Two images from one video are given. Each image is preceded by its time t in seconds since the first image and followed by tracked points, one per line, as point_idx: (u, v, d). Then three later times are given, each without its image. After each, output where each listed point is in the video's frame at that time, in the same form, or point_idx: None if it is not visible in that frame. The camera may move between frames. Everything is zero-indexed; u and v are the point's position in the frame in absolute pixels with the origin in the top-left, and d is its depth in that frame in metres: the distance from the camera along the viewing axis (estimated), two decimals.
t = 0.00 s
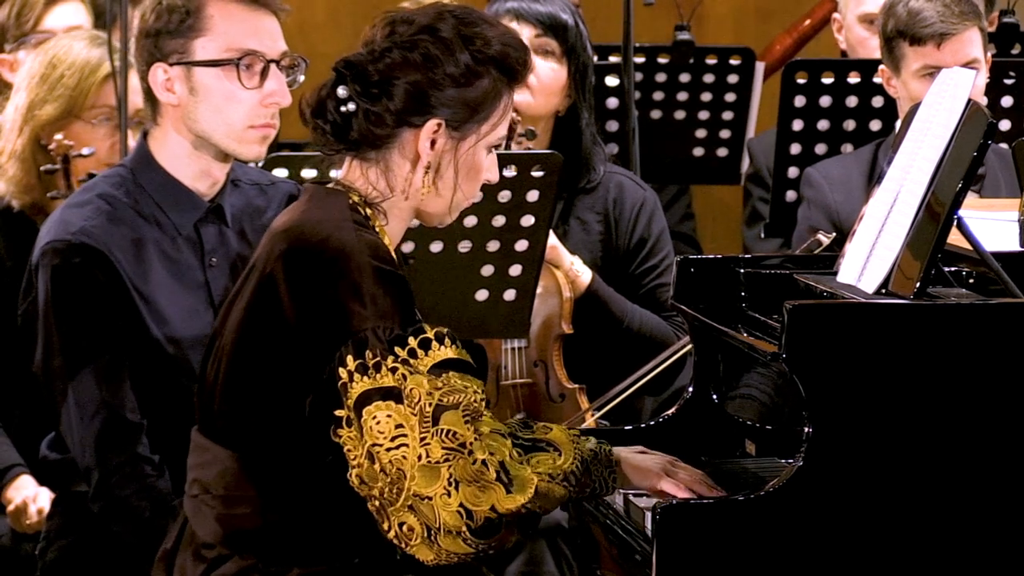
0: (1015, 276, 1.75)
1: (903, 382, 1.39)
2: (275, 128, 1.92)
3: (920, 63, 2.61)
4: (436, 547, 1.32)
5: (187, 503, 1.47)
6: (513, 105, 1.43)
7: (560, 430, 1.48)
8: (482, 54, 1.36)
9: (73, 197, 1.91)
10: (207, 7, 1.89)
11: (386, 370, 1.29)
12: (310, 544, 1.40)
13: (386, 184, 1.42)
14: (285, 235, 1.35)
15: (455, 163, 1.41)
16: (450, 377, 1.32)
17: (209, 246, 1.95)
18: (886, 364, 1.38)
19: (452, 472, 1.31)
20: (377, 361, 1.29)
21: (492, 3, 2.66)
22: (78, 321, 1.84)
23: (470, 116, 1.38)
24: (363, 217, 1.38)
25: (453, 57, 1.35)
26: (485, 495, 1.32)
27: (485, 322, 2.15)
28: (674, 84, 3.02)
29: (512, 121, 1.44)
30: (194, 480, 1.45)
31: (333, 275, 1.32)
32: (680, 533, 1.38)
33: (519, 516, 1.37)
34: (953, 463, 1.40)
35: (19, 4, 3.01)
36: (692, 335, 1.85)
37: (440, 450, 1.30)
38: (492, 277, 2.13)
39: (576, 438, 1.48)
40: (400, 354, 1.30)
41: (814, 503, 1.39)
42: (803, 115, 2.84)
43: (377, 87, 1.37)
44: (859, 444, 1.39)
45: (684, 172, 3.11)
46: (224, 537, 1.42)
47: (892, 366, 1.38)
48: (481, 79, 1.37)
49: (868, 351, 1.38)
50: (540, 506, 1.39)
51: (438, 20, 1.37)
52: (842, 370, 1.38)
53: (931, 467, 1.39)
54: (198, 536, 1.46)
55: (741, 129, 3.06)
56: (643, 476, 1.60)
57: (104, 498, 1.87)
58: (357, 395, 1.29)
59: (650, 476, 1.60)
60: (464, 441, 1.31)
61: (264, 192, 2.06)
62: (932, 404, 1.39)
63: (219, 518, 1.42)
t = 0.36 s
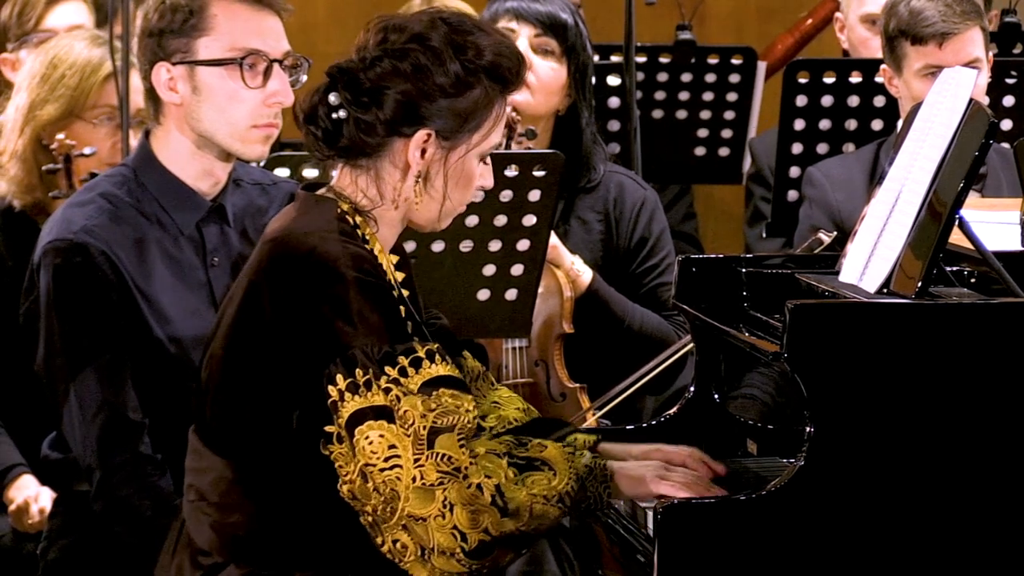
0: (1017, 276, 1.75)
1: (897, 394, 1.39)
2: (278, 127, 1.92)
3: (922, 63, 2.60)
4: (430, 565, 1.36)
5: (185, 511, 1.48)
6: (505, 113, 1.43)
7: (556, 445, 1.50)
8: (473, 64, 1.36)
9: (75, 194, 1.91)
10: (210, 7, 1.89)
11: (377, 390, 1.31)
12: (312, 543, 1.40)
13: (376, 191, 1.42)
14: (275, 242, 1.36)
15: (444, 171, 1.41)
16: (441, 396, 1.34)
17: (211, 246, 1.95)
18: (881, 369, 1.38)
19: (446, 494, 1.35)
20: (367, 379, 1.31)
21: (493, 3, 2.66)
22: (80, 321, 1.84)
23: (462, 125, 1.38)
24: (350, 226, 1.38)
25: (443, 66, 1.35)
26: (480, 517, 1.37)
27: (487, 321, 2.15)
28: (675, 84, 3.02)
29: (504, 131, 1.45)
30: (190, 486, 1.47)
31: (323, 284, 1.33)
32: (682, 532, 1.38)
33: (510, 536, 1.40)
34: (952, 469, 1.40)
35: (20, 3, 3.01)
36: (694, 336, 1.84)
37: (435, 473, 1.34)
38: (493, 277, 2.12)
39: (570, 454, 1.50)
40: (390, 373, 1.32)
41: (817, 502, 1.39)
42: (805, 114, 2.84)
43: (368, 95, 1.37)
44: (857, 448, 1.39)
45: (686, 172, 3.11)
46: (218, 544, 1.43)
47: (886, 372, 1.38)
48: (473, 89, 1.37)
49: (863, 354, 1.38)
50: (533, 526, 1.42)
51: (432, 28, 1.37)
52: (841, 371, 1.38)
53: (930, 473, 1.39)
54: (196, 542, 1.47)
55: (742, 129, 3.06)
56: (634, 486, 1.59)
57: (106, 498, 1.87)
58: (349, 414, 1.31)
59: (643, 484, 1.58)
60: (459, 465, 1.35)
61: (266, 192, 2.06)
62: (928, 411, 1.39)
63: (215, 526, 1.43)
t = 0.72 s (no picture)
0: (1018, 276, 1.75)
1: (902, 390, 1.38)
2: (278, 128, 1.92)
3: (922, 63, 2.60)
4: (438, 559, 1.35)
5: (184, 513, 1.49)
6: (511, 119, 1.43)
7: (557, 444, 1.49)
8: (482, 68, 1.36)
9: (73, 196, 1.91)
10: (210, 7, 1.89)
11: (384, 382, 1.31)
12: (314, 542, 1.40)
13: (383, 196, 1.42)
14: (276, 243, 1.37)
15: (452, 174, 1.40)
16: (445, 391, 1.34)
17: (211, 246, 1.95)
18: (879, 376, 1.38)
19: (459, 483, 1.35)
20: (372, 374, 1.31)
21: (492, 3, 2.66)
22: (80, 322, 1.84)
23: (468, 130, 1.38)
24: (352, 230, 1.38)
25: (451, 70, 1.35)
26: (491, 508, 1.36)
27: (487, 322, 2.14)
28: (675, 84, 3.02)
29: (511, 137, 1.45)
30: (189, 486, 1.48)
31: (321, 282, 1.34)
32: (682, 533, 1.38)
33: (519, 530, 1.39)
34: (952, 469, 1.39)
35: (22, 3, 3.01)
36: (695, 337, 1.83)
37: (446, 462, 1.34)
38: (494, 277, 2.12)
39: (572, 453, 1.48)
40: (396, 366, 1.32)
41: (817, 503, 1.39)
42: (806, 115, 2.84)
43: (376, 99, 1.37)
44: (858, 451, 1.38)
45: (686, 172, 3.11)
46: (216, 547, 1.43)
47: (886, 373, 1.38)
48: (480, 93, 1.37)
49: (865, 354, 1.38)
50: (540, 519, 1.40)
51: (440, 33, 1.37)
52: (842, 372, 1.38)
53: (931, 474, 1.39)
54: (193, 543, 1.48)
55: (742, 130, 3.05)
56: (636, 478, 1.57)
57: (106, 498, 1.87)
58: (354, 409, 1.31)
59: (644, 476, 1.57)
60: (470, 454, 1.35)
61: (266, 192, 2.07)
62: (928, 417, 1.39)
63: (210, 528, 1.44)
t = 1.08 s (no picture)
0: (1017, 276, 1.75)
1: (915, 389, 1.39)
2: (278, 128, 1.92)
3: (922, 64, 2.60)
4: (467, 555, 1.35)
5: (184, 512, 1.49)
6: (520, 129, 1.43)
7: (575, 429, 1.53)
8: (495, 77, 1.36)
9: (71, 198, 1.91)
10: (210, 7, 1.89)
11: (405, 381, 1.32)
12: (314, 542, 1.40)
13: (389, 200, 1.42)
14: (283, 245, 1.36)
15: (461, 180, 1.41)
16: (465, 386, 1.35)
17: (211, 246, 1.95)
18: (886, 377, 1.38)
19: (485, 481, 1.35)
20: (394, 373, 1.31)
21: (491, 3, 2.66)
22: (80, 322, 1.84)
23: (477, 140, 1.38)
24: (361, 229, 1.38)
25: (464, 77, 1.35)
26: (519, 503, 1.36)
27: (486, 322, 2.14)
28: (675, 84, 3.02)
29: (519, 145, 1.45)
30: (189, 486, 1.47)
31: (335, 281, 1.33)
32: (683, 533, 1.38)
33: (546, 521, 1.40)
34: (954, 469, 1.39)
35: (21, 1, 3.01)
36: (694, 337, 1.83)
37: (472, 461, 1.34)
38: (493, 277, 2.12)
39: (589, 436, 1.53)
40: (416, 365, 1.33)
41: (817, 504, 1.38)
42: (806, 115, 2.84)
43: (388, 103, 1.37)
44: (868, 450, 1.39)
45: (686, 172, 3.11)
46: (217, 546, 1.44)
47: (894, 373, 1.38)
48: (492, 102, 1.37)
49: (868, 356, 1.38)
50: (569, 507, 1.43)
51: (453, 38, 1.37)
52: (843, 374, 1.38)
53: (957, 463, 1.39)
54: (195, 543, 1.48)
55: (742, 130, 3.05)
56: (652, 465, 1.62)
57: (107, 497, 1.87)
58: (376, 410, 1.31)
59: (658, 465, 1.62)
60: (497, 452, 1.35)
61: (267, 192, 2.07)
62: (935, 414, 1.39)
63: (213, 527, 1.44)
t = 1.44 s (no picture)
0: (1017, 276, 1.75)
1: (905, 396, 1.38)
2: (277, 128, 1.92)
3: (921, 63, 2.60)
4: (429, 571, 1.33)
5: (182, 512, 1.49)
6: (528, 140, 1.43)
7: (549, 455, 1.51)
8: (502, 88, 1.36)
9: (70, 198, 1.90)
10: (210, 7, 1.89)
11: (386, 394, 1.31)
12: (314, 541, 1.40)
13: (394, 205, 1.42)
14: (288, 246, 1.36)
15: (463, 189, 1.41)
16: (446, 404, 1.33)
17: (211, 246, 1.95)
18: (886, 379, 1.38)
19: (453, 499, 1.34)
20: (376, 384, 1.31)
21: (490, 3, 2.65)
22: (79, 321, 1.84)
23: (482, 150, 1.38)
24: (366, 233, 1.39)
25: (471, 86, 1.35)
26: (486, 523, 1.35)
27: (485, 322, 2.14)
28: (674, 84, 3.02)
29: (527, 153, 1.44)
30: (188, 485, 1.47)
31: (341, 288, 1.34)
32: (682, 533, 1.38)
33: (512, 542, 1.39)
34: (952, 472, 1.39)
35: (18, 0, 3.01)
36: (693, 337, 1.84)
37: (442, 478, 1.33)
38: (492, 277, 2.12)
39: (564, 462, 1.50)
40: (400, 377, 1.32)
41: (815, 503, 1.38)
42: (804, 114, 2.84)
43: (395, 108, 1.37)
44: (858, 451, 1.38)
45: (685, 171, 3.10)
46: (216, 545, 1.44)
47: (893, 376, 1.38)
48: (499, 113, 1.37)
49: (873, 356, 1.38)
50: (534, 532, 1.42)
51: (464, 48, 1.37)
52: (845, 373, 1.38)
53: (935, 477, 1.39)
54: (193, 542, 1.47)
55: (741, 129, 3.05)
56: (625, 488, 1.51)
57: (106, 498, 1.87)
58: (356, 417, 1.31)
59: (634, 486, 1.51)
60: (467, 471, 1.34)
61: (266, 192, 2.06)
62: (931, 421, 1.39)
63: (212, 525, 1.44)
